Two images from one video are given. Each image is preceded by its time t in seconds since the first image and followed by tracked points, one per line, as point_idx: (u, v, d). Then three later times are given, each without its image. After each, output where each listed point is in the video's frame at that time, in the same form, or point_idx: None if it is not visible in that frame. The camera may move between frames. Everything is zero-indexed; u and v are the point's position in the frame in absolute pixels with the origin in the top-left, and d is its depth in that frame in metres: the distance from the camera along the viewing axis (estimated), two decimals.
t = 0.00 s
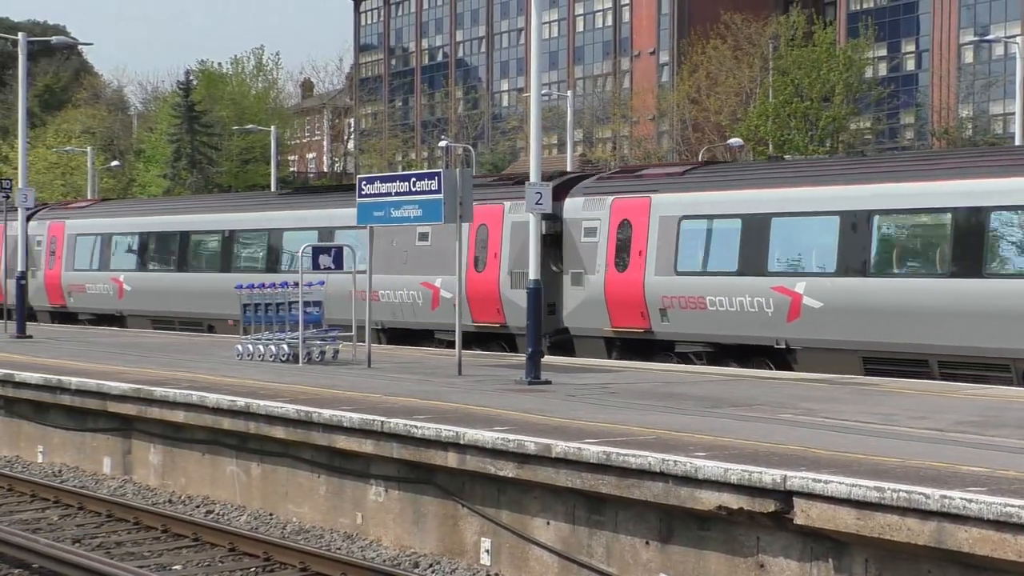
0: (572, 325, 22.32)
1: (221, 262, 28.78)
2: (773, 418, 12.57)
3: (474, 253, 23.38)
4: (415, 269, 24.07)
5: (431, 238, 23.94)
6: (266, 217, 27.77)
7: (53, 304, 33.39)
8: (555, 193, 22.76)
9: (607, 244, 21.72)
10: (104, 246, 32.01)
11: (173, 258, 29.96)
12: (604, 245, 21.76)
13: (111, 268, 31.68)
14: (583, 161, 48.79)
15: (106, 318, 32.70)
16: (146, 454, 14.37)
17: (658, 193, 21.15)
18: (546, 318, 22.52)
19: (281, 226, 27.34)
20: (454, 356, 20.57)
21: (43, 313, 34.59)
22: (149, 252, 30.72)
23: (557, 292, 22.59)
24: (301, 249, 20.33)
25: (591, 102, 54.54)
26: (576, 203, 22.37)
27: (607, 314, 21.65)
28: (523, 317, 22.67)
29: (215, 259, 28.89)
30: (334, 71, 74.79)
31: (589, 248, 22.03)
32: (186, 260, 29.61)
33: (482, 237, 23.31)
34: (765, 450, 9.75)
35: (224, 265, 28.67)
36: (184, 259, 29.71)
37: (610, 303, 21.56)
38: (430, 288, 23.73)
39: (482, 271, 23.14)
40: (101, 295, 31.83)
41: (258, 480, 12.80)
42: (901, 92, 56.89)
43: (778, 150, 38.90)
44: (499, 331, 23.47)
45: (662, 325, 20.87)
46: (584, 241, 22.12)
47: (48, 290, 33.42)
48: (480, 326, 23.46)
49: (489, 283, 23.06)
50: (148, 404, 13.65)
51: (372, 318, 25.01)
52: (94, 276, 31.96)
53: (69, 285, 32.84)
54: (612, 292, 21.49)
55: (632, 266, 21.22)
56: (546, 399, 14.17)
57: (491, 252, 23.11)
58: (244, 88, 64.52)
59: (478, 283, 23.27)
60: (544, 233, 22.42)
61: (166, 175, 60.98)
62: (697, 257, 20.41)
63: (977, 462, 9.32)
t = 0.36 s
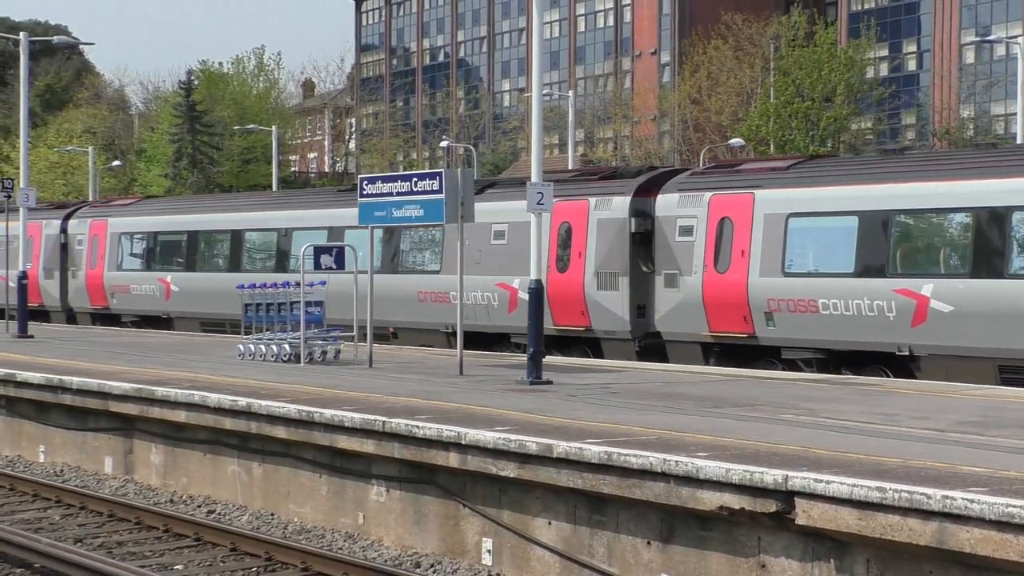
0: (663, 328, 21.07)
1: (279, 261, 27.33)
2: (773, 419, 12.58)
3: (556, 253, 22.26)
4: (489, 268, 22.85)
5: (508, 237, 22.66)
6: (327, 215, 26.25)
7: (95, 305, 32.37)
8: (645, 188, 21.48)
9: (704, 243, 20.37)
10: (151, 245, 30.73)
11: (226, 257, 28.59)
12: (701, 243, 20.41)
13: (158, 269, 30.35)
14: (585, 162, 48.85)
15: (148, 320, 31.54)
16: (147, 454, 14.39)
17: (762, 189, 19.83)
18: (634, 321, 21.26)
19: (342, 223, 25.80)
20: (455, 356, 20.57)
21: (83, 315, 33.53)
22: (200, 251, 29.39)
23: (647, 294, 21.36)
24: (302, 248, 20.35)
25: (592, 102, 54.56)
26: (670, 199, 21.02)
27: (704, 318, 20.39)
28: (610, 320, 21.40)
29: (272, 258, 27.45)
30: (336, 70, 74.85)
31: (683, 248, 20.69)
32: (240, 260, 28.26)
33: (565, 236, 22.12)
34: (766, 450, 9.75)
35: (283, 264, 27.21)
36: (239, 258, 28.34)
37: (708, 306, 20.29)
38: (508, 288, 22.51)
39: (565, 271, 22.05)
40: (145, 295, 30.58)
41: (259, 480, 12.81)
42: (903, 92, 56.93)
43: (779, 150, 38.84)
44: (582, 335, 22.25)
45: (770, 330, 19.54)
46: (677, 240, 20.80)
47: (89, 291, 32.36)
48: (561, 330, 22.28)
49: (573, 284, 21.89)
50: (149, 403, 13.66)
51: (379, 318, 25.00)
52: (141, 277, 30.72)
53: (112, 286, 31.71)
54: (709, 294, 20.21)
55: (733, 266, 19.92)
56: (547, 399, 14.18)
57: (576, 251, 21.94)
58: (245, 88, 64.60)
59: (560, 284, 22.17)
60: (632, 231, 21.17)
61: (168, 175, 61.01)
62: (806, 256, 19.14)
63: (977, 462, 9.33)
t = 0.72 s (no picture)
0: (771, 334, 19.69)
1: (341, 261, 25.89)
2: (777, 419, 12.56)
3: (651, 252, 20.76)
4: (574, 270, 21.68)
5: (597, 234, 21.42)
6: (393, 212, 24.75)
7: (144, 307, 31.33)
8: (749, 182, 19.99)
9: (820, 241, 18.90)
10: (201, 243, 29.50)
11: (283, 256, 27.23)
12: (815, 242, 18.95)
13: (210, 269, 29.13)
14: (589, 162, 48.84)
15: (198, 322, 30.24)
16: (151, 453, 14.40)
17: (884, 182, 18.32)
18: (738, 325, 19.87)
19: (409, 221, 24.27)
20: (459, 355, 20.57)
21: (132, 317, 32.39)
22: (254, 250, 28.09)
23: (751, 295, 19.95)
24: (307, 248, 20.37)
25: (597, 103, 54.51)
26: (779, 194, 19.53)
27: (817, 322, 18.93)
28: (711, 324, 19.96)
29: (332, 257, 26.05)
30: (340, 70, 74.85)
31: (795, 246, 19.26)
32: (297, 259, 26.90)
33: (660, 234, 20.64)
34: (769, 450, 9.75)
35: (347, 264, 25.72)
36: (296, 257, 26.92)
37: (821, 310, 18.83)
38: (597, 291, 21.36)
39: (662, 271, 20.52)
40: (198, 297, 29.41)
41: (264, 480, 12.81)
42: (907, 92, 56.88)
43: (783, 150, 38.82)
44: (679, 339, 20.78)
45: (894, 335, 18.06)
46: (788, 239, 19.34)
47: (139, 293, 31.31)
48: (655, 334, 20.81)
49: (671, 285, 20.41)
50: (154, 403, 13.67)
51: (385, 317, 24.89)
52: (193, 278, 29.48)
53: (161, 286, 30.56)
54: (823, 297, 18.77)
55: (853, 267, 18.46)
56: (551, 399, 14.16)
57: (672, 249, 20.45)
58: (249, 88, 64.61)
59: (655, 286, 20.62)
60: (736, 229, 19.68)
61: (172, 175, 60.99)
62: (938, 255, 17.62)
63: (981, 462, 9.31)
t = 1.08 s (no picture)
0: (896, 339, 18.70)
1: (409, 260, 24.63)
2: (782, 419, 12.55)
3: (759, 252, 19.83)
4: (671, 269, 20.90)
5: (698, 235, 20.58)
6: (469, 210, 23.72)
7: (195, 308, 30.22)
8: (869, 177, 18.97)
9: (954, 240, 17.91)
10: (258, 244, 28.32)
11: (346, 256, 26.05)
12: (947, 240, 17.99)
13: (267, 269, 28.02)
14: (594, 162, 48.88)
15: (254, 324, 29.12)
16: (156, 453, 14.41)
17: None
18: (858, 330, 18.88)
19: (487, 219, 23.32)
20: (464, 355, 20.57)
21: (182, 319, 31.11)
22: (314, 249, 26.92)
23: (873, 298, 18.97)
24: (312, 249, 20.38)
25: (602, 103, 54.48)
26: (906, 190, 18.56)
27: (950, 326, 17.95)
28: (827, 328, 18.99)
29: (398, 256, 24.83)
30: (345, 70, 74.94)
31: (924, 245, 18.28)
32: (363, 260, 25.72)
33: (767, 233, 19.74)
34: (774, 450, 9.74)
35: (416, 264, 24.45)
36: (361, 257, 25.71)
37: (955, 313, 17.85)
38: (697, 293, 20.52)
39: (770, 272, 19.61)
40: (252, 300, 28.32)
41: (269, 480, 12.82)
42: (913, 93, 56.81)
43: (788, 150, 38.83)
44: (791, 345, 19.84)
45: None
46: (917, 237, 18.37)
47: (189, 294, 30.18)
48: (765, 339, 19.88)
49: (782, 287, 19.47)
50: (159, 403, 13.69)
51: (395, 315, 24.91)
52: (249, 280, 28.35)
53: (214, 288, 29.41)
54: (957, 301, 17.79)
55: (992, 267, 17.49)
56: (556, 399, 14.15)
57: (783, 248, 19.52)
58: (254, 88, 64.68)
59: (763, 288, 19.72)
60: (856, 227, 18.69)
61: (177, 175, 61.04)
62: None
63: (987, 462, 9.30)
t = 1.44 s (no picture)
0: None
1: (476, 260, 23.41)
2: (779, 418, 12.56)
3: (871, 249, 18.16)
4: (772, 269, 19.23)
5: (802, 232, 18.91)
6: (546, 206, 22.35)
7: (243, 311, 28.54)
8: (997, 169, 17.28)
9: None
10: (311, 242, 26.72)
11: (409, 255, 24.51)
12: None
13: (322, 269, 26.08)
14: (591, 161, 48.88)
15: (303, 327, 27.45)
16: (153, 453, 14.40)
17: None
18: (984, 335, 17.12)
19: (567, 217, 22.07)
20: (461, 355, 20.53)
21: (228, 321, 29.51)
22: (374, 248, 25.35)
23: (999, 300, 17.28)
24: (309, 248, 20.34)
25: (599, 102, 54.44)
26: None
27: None
28: (949, 333, 17.28)
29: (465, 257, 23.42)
30: (342, 69, 74.87)
31: None
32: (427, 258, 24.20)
33: (882, 230, 18.04)
34: (770, 450, 9.74)
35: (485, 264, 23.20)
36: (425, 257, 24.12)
37: None
38: (802, 295, 18.85)
39: (885, 272, 17.92)
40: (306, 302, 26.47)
41: (266, 480, 12.81)
42: (909, 92, 56.77)
43: (785, 149, 38.87)
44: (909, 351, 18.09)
45: None
46: None
47: (236, 294, 28.53)
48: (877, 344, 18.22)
49: (899, 289, 17.77)
50: (155, 402, 13.68)
51: (400, 317, 24.71)
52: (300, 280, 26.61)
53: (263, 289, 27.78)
54: None
55: None
56: (553, 398, 14.15)
57: (900, 247, 17.81)
58: (251, 87, 64.62)
59: (875, 289, 18.07)
60: (983, 224, 16.98)
61: (174, 174, 60.90)
62: None
63: (983, 461, 9.31)
